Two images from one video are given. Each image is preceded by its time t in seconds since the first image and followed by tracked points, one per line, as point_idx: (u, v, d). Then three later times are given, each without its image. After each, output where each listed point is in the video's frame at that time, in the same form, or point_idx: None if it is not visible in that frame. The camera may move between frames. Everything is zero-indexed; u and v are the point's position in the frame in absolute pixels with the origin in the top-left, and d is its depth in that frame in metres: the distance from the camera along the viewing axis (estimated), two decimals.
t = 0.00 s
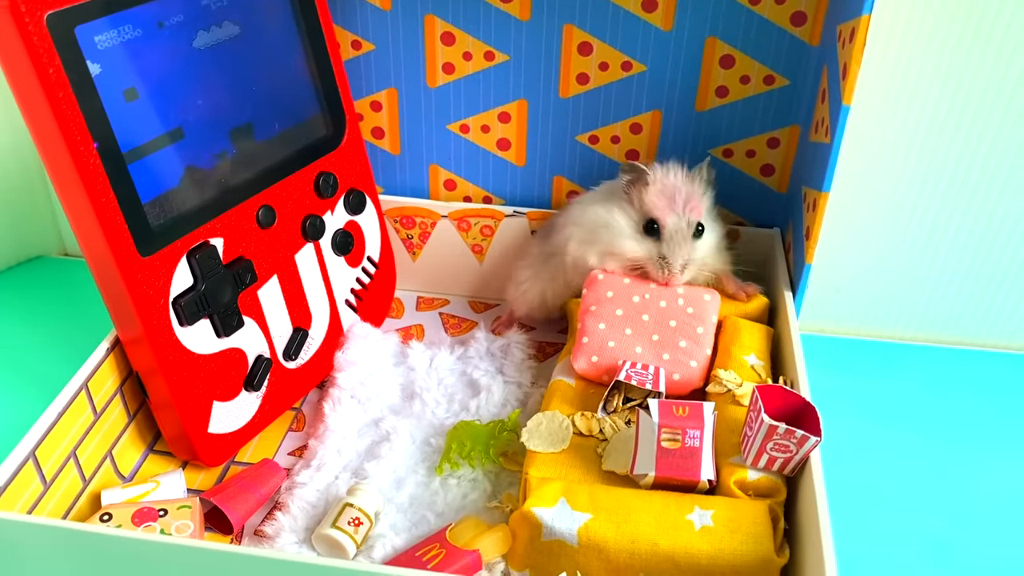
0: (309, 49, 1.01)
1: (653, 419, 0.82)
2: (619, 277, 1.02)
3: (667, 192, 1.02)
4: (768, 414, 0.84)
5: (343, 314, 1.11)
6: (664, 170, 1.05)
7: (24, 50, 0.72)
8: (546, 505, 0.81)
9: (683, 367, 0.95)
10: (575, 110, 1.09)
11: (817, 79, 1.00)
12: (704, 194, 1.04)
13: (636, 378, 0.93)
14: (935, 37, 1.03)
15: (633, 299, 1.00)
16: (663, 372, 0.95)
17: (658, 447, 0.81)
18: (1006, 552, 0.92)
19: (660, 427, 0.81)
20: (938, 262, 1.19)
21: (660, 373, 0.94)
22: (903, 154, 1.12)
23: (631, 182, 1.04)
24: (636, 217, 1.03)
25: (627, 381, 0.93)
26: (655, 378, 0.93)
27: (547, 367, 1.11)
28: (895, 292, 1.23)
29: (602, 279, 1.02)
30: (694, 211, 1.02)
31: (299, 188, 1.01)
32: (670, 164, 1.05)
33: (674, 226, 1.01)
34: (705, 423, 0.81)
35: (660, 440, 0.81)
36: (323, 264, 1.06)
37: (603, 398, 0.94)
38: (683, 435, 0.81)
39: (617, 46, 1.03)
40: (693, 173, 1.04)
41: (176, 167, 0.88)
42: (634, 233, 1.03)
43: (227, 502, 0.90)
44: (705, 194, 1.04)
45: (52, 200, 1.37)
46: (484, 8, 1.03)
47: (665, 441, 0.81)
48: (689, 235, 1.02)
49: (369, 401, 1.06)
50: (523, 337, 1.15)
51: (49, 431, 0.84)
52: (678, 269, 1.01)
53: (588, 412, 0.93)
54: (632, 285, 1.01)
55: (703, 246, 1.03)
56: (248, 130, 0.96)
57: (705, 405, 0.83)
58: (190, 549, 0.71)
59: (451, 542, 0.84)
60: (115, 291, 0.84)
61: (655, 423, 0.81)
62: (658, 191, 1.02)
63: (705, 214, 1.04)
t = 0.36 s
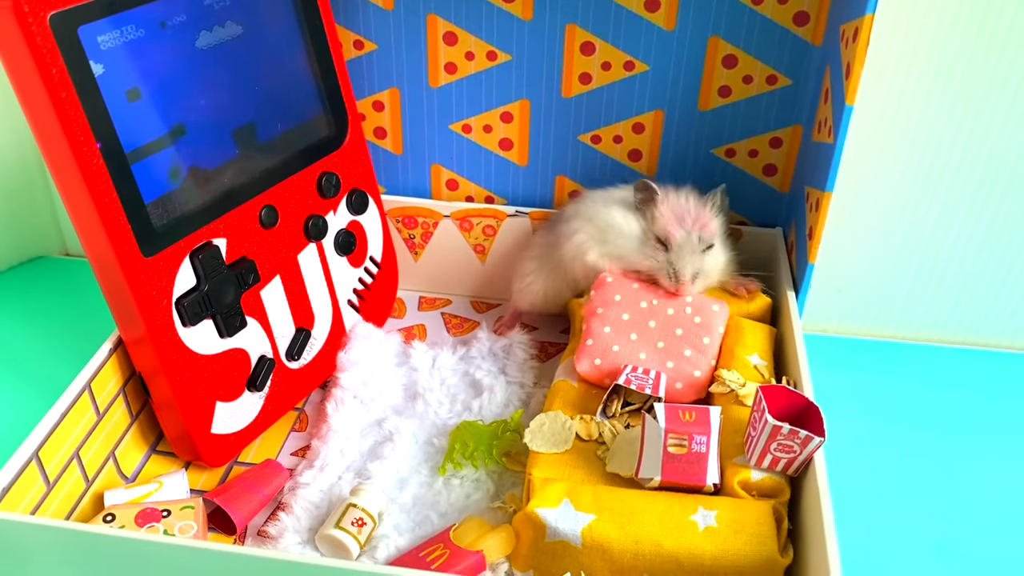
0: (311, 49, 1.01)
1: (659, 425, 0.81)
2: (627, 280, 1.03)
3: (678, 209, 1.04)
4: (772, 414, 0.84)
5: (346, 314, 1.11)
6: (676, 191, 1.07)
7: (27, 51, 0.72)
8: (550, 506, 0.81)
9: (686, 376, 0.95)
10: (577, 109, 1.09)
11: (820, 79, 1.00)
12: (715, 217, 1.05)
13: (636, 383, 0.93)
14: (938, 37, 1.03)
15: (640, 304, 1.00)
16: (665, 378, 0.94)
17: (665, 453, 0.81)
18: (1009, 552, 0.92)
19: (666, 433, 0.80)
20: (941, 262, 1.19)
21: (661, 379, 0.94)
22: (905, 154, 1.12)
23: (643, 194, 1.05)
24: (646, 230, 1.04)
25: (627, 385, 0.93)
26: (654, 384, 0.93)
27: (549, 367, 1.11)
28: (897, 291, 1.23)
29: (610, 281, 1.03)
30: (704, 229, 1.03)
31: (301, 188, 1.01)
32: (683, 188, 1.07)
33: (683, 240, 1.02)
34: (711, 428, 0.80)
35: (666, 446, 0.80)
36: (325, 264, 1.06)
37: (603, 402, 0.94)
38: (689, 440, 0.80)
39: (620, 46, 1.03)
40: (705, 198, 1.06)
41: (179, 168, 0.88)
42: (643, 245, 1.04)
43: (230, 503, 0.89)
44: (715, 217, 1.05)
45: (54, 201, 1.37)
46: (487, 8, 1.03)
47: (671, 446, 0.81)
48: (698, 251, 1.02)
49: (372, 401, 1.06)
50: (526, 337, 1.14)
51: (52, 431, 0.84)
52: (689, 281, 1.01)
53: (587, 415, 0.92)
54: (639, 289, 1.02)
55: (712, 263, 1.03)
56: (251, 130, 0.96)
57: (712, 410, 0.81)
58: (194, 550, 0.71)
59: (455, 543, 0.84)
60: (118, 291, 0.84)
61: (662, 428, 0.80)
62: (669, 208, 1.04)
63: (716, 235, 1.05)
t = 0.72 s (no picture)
0: (317, 49, 1.01)
1: (675, 431, 0.80)
2: (631, 282, 0.97)
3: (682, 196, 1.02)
4: (783, 417, 0.83)
5: (352, 316, 1.10)
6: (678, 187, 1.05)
7: (34, 52, 0.71)
8: (560, 510, 0.80)
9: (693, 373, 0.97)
10: (584, 110, 1.08)
11: (829, 79, 1.00)
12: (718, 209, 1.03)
13: (642, 391, 0.91)
14: (947, 37, 1.02)
15: (646, 308, 0.96)
16: (671, 384, 0.93)
17: (680, 458, 0.80)
18: (1021, 555, 0.92)
19: (682, 438, 0.79)
20: (949, 263, 1.18)
21: (667, 386, 0.92)
22: (914, 154, 1.11)
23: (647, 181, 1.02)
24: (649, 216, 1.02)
25: (633, 394, 0.92)
26: (661, 393, 0.91)
27: (556, 369, 1.10)
28: (905, 292, 1.22)
29: (613, 286, 0.97)
30: (709, 216, 1.01)
31: (308, 190, 1.01)
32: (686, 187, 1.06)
33: (688, 223, 1.00)
34: (726, 432, 0.80)
35: (682, 452, 0.80)
36: (332, 266, 1.05)
37: (607, 412, 0.92)
38: (705, 445, 0.80)
39: (628, 46, 1.03)
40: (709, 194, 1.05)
41: (185, 169, 0.87)
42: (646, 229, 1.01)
43: (237, 507, 0.89)
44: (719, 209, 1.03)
45: (58, 202, 1.36)
46: (494, 8, 1.02)
47: (687, 452, 0.80)
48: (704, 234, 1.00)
49: (378, 403, 1.05)
50: (532, 338, 1.14)
51: (58, 435, 0.83)
52: (691, 262, 0.97)
53: (592, 421, 0.91)
54: (645, 290, 0.96)
55: (717, 248, 1.00)
56: (257, 131, 0.95)
57: (726, 414, 0.81)
58: (202, 555, 0.71)
59: (464, 546, 0.83)
60: (124, 293, 0.83)
61: (678, 434, 0.80)
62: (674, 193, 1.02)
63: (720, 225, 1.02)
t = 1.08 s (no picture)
0: (318, 47, 1.00)
1: (679, 431, 0.79)
2: (631, 357, 0.90)
3: (642, 224, 1.00)
4: (788, 417, 0.83)
5: (353, 315, 1.09)
6: (654, 207, 1.03)
7: (32, 49, 0.71)
8: (563, 511, 0.80)
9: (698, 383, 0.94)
10: (587, 108, 1.08)
11: (833, 77, 0.99)
12: (687, 237, 1.00)
13: (647, 391, 0.89)
14: (953, 34, 1.02)
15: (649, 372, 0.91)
16: (673, 387, 0.91)
17: (684, 459, 0.80)
18: None
19: (686, 439, 0.79)
20: (954, 262, 1.18)
21: (670, 388, 0.90)
22: (918, 153, 1.10)
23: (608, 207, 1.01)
24: (607, 242, 1.01)
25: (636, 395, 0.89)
26: (665, 393, 0.89)
27: (558, 369, 1.10)
28: (909, 291, 1.21)
29: (612, 359, 0.90)
30: (666, 249, 0.99)
31: (308, 189, 1.00)
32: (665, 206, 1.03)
33: (636, 258, 0.99)
34: (731, 432, 0.79)
35: (686, 452, 0.79)
36: (332, 265, 1.05)
37: (608, 414, 0.91)
38: (709, 446, 0.79)
39: (630, 44, 1.02)
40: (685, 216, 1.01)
41: (185, 168, 0.86)
42: (600, 256, 1.01)
43: (237, 508, 0.88)
44: (688, 237, 1.00)
45: (58, 202, 1.36)
46: (496, 6, 1.01)
47: (690, 453, 0.79)
48: (651, 270, 0.98)
49: (379, 404, 1.04)
50: (535, 338, 1.13)
51: (57, 435, 0.82)
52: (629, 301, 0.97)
53: (594, 422, 0.90)
54: (647, 362, 0.90)
55: (669, 284, 0.99)
56: (258, 129, 0.94)
57: (730, 414, 0.80)
58: (202, 557, 0.70)
59: (466, 548, 0.82)
60: (124, 293, 0.82)
61: (681, 434, 0.79)
62: (632, 221, 1.00)
63: (684, 256, 1.00)
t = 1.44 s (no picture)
0: (321, 52, 1.00)
1: (683, 438, 0.80)
2: (634, 363, 0.90)
3: (519, 303, 1.01)
4: (791, 423, 0.83)
5: (356, 320, 1.09)
6: (548, 270, 1.02)
7: (38, 56, 0.71)
8: (567, 517, 0.80)
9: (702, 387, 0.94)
10: (590, 112, 1.08)
11: (836, 83, 0.99)
12: (554, 316, 0.98)
13: (649, 397, 0.89)
14: (956, 39, 1.02)
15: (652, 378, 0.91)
16: (677, 392, 0.90)
17: (688, 465, 0.80)
18: None
19: (690, 445, 0.79)
20: (956, 266, 1.18)
21: (674, 393, 0.90)
22: (920, 157, 1.11)
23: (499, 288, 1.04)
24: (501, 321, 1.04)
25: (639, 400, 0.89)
26: (668, 398, 0.89)
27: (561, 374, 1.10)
28: (911, 295, 1.21)
29: (616, 366, 0.90)
30: (534, 336, 0.99)
31: (312, 194, 1.00)
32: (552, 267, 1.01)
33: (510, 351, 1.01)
34: (734, 438, 0.79)
35: (690, 459, 0.79)
36: (336, 270, 1.05)
37: (613, 418, 0.91)
38: (713, 452, 0.79)
39: (633, 49, 1.02)
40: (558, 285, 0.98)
41: (190, 174, 0.87)
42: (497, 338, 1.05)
43: (242, 513, 0.88)
44: (550, 316, 0.98)
45: (60, 203, 1.36)
46: (499, 11, 1.01)
47: (694, 459, 0.80)
48: (527, 362, 1.00)
49: (383, 408, 1.05)
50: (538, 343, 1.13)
51: (62, 441, 0.83)
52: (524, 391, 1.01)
53: (598, 428, 0.90)
54: (650, 368, 0.90)
55: (551, 368, 0.99)
56: (262, 135, 0.94)
57: (733, 420, 0.81)
58: (208, 562, 0.70)
59: (470, 553, 0.83)
60: (129, 299, 0.83)
61: (685, 441, 0.79)
62: (514, 301, 1.02)
63: (559, 332, 0.98)
